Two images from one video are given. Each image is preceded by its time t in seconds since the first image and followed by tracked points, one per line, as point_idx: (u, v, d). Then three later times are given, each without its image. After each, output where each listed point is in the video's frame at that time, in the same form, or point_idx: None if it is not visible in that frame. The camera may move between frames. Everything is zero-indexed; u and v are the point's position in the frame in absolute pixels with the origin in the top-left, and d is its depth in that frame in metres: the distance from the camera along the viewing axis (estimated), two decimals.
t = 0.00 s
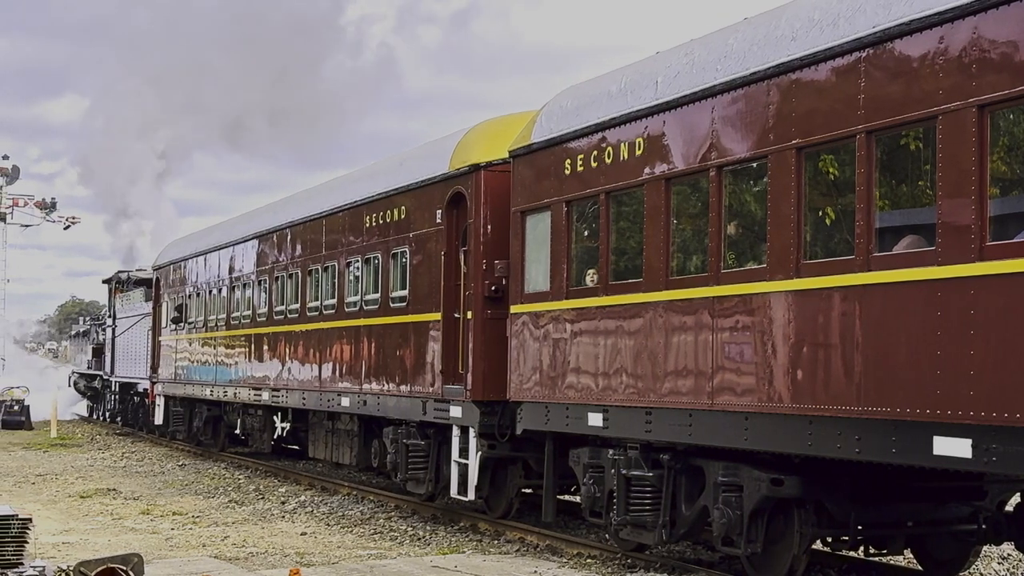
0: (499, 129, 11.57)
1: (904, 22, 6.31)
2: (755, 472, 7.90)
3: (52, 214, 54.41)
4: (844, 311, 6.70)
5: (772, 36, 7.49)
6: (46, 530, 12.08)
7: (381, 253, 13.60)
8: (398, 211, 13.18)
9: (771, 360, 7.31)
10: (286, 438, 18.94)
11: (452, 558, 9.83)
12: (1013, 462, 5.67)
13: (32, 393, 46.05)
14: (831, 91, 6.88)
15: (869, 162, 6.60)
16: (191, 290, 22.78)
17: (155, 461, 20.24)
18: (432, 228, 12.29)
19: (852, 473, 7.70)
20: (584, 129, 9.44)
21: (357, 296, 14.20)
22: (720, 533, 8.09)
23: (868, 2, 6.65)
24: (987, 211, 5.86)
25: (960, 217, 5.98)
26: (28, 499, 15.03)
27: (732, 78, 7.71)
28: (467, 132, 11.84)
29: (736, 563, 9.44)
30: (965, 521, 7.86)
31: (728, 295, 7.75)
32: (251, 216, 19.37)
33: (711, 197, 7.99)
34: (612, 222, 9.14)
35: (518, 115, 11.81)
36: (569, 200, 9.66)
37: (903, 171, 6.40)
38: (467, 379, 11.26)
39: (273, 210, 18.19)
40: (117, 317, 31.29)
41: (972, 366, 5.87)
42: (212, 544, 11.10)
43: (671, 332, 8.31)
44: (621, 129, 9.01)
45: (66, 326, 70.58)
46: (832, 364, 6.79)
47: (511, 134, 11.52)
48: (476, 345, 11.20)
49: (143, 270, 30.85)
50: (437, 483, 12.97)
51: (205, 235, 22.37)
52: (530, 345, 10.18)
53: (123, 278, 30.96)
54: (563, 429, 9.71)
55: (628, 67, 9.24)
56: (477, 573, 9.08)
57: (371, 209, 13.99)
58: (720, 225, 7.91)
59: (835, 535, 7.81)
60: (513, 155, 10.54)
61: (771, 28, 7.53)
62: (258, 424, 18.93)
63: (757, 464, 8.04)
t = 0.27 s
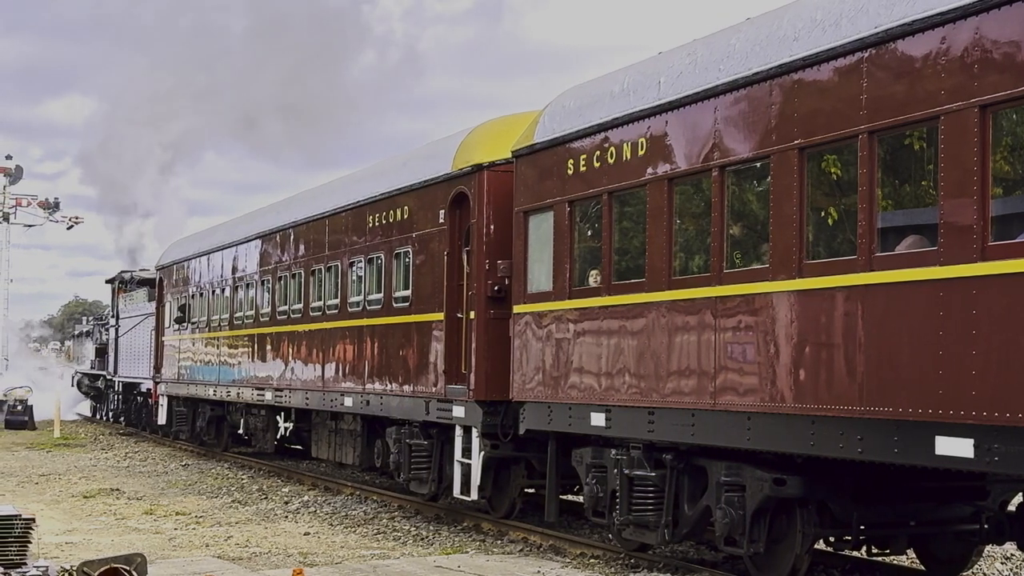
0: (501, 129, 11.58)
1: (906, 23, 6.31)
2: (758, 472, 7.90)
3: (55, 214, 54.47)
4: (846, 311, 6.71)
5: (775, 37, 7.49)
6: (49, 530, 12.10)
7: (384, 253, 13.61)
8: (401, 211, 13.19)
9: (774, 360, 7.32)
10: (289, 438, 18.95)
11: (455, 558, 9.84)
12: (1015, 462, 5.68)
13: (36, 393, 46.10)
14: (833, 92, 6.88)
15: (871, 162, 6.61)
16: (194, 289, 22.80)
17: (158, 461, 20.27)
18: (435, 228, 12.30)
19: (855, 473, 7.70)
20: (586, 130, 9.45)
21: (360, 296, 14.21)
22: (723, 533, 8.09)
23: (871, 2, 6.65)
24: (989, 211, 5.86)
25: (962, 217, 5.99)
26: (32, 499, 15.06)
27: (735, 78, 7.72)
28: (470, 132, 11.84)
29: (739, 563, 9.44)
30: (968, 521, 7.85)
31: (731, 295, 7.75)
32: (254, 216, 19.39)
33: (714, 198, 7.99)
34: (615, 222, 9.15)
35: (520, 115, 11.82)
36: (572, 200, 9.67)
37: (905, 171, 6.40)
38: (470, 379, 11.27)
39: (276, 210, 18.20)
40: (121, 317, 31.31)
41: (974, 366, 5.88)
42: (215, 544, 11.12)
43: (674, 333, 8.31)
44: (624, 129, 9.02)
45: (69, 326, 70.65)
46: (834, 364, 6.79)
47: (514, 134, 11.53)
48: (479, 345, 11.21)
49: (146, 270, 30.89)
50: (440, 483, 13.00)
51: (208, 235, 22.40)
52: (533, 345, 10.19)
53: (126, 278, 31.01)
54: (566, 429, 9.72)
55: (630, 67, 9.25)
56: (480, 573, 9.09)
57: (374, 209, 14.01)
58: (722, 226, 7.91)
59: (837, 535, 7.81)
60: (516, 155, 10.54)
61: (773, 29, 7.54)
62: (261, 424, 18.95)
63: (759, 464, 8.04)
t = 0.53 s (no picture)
0: (504, 129, 11.59)
1: (908, 23, 6.32)
2: (760, 472, 7.91)
3: (58, 214, 54.53)
4: (848, 311, 6.71)
5: (777, 37, 7.50)
6: (52, 530, 12.12)
7: (387, 253, 13.62)
8: (404, 211, 13.20)
9: (777, 360, 7.32)
10: (292, 438, 18.96)
11: (459, 558, 9.85)
12: (1017, 462, 5.68)
13: (39, 394, 46.15)
14: (836, 92, 6.88)
15: (874, 162, 6.61)
16: (197, 289, 22.82)
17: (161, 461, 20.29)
18: (438, 228, 12.31)
19: (857, 472, 7.70)
20: (589, 130, 9.45)
21: (363, 296, 14.23)
22: (725, 533, 8.09)
23: (873, 2, 6.65)
24: (991, 211, 5.87)
25: (964, 218, 5.99)
26: (35, 499, 15.08)
27: (737, 78, 7.72)
28: (474, 132, 11.85)
29: (743, 563, 9.44)
30: (971, 521, 7.85)
31: (734, 295, 7.76)
32: (257, 216, 19.40)
33: (716, 198, 7.99)
34: (618, 223, 9.15)
35: (523, 116, 11.83)
36: (575, 200, 9.67)
37: (908, 171, 6.40)
38: (473, 379, 11.28)
39: (279, 210, 18.22)
40: (124, 317, 31.33)
41: (976, 366, 5.88)
42: (218, 544, 11.13)
43: (677, 333, 8.32)
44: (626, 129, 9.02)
45: (72, 326, 70.72)
46: (838, 364, 6.79)
47: (517, 134, 11.53)
48: (482, 345, 11.22)
49: (149, 270, 30.92)
50: (443, 483, 13.01)
51: (211, 235, 22.42)
52: (536, 345, 10.19)
53: (129, 278, 31.05)
54: (569, 429, 9.72)
55: (633, 67, 9.25)
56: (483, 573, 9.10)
57: (377, 209, 14.01)
58: (725, 226, 7.92)
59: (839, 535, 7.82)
60: (519, 155, 10.54)
61: (776, 29, 7.54)
62: (265, 424, 18.96)
63: (762, 464, 8.04)
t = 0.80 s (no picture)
0: (506, 129, 11.60)
1: (909, 24, 6.34)
2: (762, 472, 7.91)
3: (61, 214, 54.59)
4: (850, 311, 6.72)
5: (779, 37, 7.51)
6: (56, 530, 12.14)
7: (389, 253, 13.63)
8: (406, 211, 13.22)
9: (779, 360, 7.32)
10: (295, 438, 18.98)
11: (462, 558, 9.86)
12: (1018, 461, 5.69)
13: (42, 394, 46.19)
14: (837, 92, 6.90)
15: (875, 163, 6.62)
16: (200, 289, 22.85)
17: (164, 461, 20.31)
18: (441, 228, 12.32)
19: (859, 472, 7.71)
20: (591, 130, 9.46)
21: (365, 296, 14.24)
22: (727, 533, 8.10)
23: (874, 3, 6.67)
24: (992, 211, 5.88)
25: (966, 218, 6.00)
26: (38, 499, 15.10)
27: (739, 79, 7.73)
28: (476, 132, 11.86)
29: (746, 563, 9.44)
30: (972, 520, 7.85)
31: (736, 295, 7.76)
32: (260, 216, 19.42)
33: (718, 198, 8.00)
34: (620, 223, 9.16)
35: (525, 116, 11.84)
36: (577, 200, 9.68)
37: (909, 171, 6.41)
38: (476, 379, 11.29)
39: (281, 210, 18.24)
40: (127, 317, 31.35)
41: (977, 366, 5.89)
42: (221, 544, 11.15)
43: (679, 333, 8.33)
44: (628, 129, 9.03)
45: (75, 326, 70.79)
46: (839, 364, 6.80)
47: (519, 134, 11.55)
48: (485, 345, 11.23)
49: (152, 270, 30.96)
50: (446, 483, 13.01)
51: (214, 235, 22.44)
52: (538, 345, 10.20)
53: (132, 278, 31.08)
54: (571, 428, 9.73)
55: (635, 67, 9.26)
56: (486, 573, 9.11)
57: (379, 209, 14.03)
58: (727, 226, 7.93)
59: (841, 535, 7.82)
60: (522, 156, 10.55)
61: (777, 29, 7.55)
62: (267, 424, 18.98)
63: (764, 464, 8.05)
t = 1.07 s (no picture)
0: (508, 130, 11.61)
1: (910, 25, 6.35)
2: (764, 471, 7.92)
3: (65, 214, 54.65)
4: (852, 311, 6.73)
5: (781, 38, 7.52)
6: (59, 530, 12.17)
7: (392, 253, 13.65)
8: (409, 212, 13.23)
9: (781, 360, 7.34)
10: (298, 438, 19.01)
11: (465, 558, 9.88)
12: (1018, 461, 5.70)
13: (46, 394, 46.26)
14: (838, 93, 6.91)
15: (876, 164, 6.63)
16: (203, 290, 22.87)
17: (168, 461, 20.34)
18: (443, 228, 12.33)
19: (860, 472, 7.72)
20: (593, 130, 9.47)
21: (368, 296, 14.26)
22: (729, 532, 8.11)
23: (875, 4, 6.68)
24: (993, 212, 5.89)
25: (966, 218, 6.01)
26: (42, 498, 15.14)
27: (740, 80, 7.74)
28: (478, 133, 11.87)
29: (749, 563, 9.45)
30: (973, 520, 7.85)
31: (738, 294, 7.77)
32: (263, 216, 19.44)
33: (720, 198, 8.01)
34: (622, 223, 9.17)
35: (527, 116, 11.85)
36: (579, 200, 9.69)
37: (911, 171, 6.42)
38: (478, 379, 11.31)
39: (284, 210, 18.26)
40: (130, 317, 31.38)
41: (978, 366, 5.90)
42: (225, 544, 11.17)
43: (680, 333, 8.34)
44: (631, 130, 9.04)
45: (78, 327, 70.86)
46: (841, 363, 6.80)
47: (522, 135, 11.56)
48: (487, 345, 11.24)
49: (155, 270, 31.02)
50: (448, 483, 13.01)
51: (217, 235, 22.46)
52: (541, 345, 10.22)
53: (136, 278, 31.12)
54: (574, 429, 9.74)
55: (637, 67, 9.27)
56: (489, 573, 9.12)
57: (382, 209, 14.04)
58: (728, 227, 7.94)
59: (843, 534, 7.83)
60: (524, 156, 10.56)
61: (779, 30, 7.56)
62: (271, 424, 19.00)
63: (766, 464, 8.05)
